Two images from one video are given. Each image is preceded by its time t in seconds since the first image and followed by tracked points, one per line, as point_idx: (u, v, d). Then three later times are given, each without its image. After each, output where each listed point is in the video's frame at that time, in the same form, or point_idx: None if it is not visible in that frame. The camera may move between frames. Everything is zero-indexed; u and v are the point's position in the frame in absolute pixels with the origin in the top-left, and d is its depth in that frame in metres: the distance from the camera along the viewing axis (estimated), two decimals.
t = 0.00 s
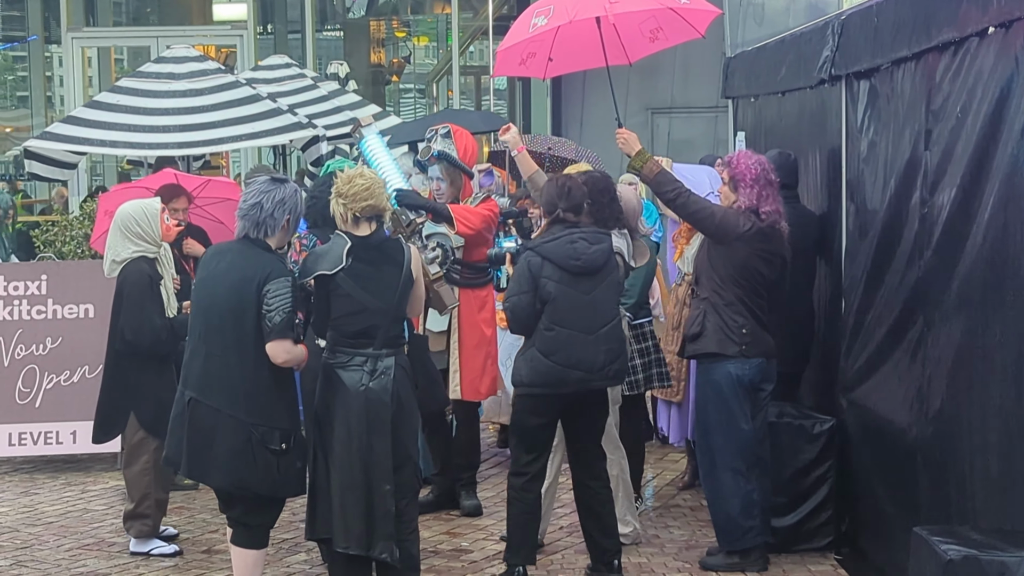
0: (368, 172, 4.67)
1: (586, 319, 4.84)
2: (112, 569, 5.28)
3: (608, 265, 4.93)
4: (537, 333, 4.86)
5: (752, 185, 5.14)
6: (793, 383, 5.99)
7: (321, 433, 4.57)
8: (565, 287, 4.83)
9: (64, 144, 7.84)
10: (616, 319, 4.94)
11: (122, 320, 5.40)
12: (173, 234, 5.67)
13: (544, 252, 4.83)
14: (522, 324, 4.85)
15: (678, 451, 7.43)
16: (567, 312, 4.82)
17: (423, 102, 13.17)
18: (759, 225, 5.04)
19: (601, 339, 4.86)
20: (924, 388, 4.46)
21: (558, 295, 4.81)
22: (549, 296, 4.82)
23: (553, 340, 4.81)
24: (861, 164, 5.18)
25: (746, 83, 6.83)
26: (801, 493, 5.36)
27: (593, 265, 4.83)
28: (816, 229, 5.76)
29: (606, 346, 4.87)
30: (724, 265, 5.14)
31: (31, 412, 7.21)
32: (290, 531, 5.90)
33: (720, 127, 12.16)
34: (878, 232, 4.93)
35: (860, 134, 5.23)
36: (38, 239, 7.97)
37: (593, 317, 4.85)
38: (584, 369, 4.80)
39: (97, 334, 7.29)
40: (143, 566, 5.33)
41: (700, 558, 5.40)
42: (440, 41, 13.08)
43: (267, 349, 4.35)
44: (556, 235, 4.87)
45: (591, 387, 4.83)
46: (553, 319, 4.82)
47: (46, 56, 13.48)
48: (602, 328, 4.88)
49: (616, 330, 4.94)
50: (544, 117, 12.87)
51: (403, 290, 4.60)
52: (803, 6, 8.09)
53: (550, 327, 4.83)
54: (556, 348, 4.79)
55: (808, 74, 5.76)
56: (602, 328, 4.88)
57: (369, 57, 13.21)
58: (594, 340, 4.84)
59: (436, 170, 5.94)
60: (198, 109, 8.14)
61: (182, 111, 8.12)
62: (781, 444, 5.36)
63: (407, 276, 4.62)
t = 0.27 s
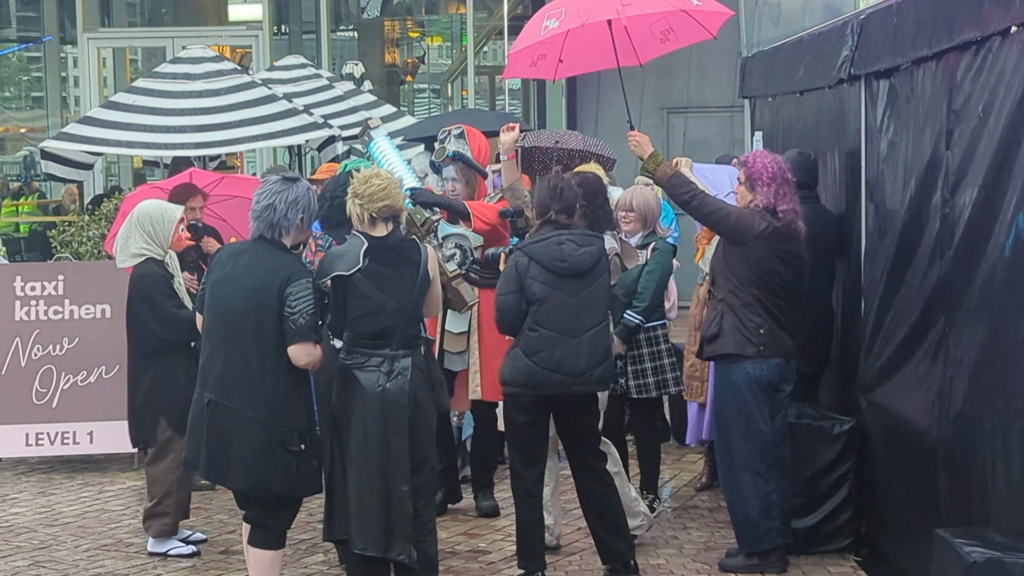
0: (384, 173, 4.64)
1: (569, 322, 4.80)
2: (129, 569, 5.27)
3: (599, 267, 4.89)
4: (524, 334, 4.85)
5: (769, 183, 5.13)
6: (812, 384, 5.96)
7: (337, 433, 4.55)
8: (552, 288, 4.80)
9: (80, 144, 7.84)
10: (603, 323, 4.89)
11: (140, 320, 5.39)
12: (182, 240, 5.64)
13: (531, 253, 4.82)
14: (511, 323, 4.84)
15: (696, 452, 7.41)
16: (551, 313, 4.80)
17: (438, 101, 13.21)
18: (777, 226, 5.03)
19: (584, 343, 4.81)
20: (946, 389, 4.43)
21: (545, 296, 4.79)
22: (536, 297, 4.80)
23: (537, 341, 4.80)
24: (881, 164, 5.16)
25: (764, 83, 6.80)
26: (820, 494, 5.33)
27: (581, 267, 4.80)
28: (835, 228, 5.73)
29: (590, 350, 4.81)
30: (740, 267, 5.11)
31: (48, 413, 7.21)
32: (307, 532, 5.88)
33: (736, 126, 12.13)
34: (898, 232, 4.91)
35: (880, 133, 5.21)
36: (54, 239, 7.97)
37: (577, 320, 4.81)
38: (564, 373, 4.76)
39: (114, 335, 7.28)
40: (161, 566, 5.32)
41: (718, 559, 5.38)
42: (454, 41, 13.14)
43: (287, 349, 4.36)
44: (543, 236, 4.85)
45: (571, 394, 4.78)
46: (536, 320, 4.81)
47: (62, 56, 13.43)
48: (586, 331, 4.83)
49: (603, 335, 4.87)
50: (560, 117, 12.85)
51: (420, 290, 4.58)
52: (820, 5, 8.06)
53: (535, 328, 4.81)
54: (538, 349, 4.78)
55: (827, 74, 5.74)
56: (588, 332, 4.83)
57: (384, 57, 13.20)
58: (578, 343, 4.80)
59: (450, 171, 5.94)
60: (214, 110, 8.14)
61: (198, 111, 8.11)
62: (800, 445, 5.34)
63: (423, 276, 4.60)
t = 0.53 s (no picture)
0: (405, 172, 4.61)
1: (578, 322, 4.74)
2: (149, 570, 5.25)
3: (607, 265, 4.83)
4: (532, 334, 4.78)
5: (786, 181, 5.08)
6: (833, 385, 5.93)
7: (357, 434, 4.53)
8: (561, 288, 4.73)
9: (97, 144, 7.83)
10: (612, 324, 4.83)
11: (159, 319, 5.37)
12: (194, 241, 5.57)
13: (539, 252, 4.75)
14: (518, 324, 4.77)
15: (714, 453, 7.37)
16: (560, 314, 4.73)
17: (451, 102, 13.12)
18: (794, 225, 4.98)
19: (594, 343, 4.75)
20: (973, 390, 4.40)
21: (554, 296, 4.72)
22: (545, 296, 4.72)
23: (545, 342, 4.73)
24: (905, 163, 5.12)
25: (783, 82, 6.77)
26: (842, 495, 5.31)
27: (590, 266, 4.73)
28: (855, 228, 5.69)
29: (598, 351, 4.75)
30: (759, 268, 5.08)
31: (65, 413, 7.18)
32: (327, 533, 5.86)
33: (753, 126, 12.08)
34: (922, 233, 4.88)
35: (903, 132, 5.18)
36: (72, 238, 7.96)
37: (586, 320, 4.75)
38: (574, 373, 4.70)
39: (131, 335, 7.28)
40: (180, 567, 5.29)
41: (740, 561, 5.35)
42: (468, 41, 13.15)
43: (304, 345, 4.32)
44: (553, 236, 4.77)
45: (583, 395, 4.73)
46: (546, 320, 4.74)
47: (76, 56, 13.44)
48: (596, 331, 4.77)
49: (612, 335, 4.82)
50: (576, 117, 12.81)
51: (441, 290, 4.55)
52: (839, 4, 8.01)
53: (543, 328, 4.75)
54: (547, 349, 4.72)
55: (848, 73, 5.70)
56: (598, 333, 4.77)
57: (398, 57, 13.16)
58: (587, 344, 4.73)
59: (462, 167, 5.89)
60: (231, 109, 8.12)
61: (215, 111, 8.09)
62: (823, 446, 5.31)
63: (444, 276, 4.57)
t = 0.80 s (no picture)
0: (428, 168, 4.55)
1: (612, 320, 4.69)
2: (170, 571, 5.21)
3: (636, 264, 4.81)
4: (563, 335, 4.72)
5: (806, 179, 5.01)
6: (858, 384, 5.88)
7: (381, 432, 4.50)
8: (594, 288, 4.68)
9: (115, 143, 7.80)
10: (642, 322, 4.81)
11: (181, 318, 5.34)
12: (212, 239, 5.45)
13: (570, 252, 4.68)
14: (547, 326, 4.70)
15: (737, 452, 7.33)
16: (594, 314, 4.68)
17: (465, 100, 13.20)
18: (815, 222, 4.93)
19: (627, 340, 4.72)
20: (1003, 389, 4.36)
21: (588, 296, 4.66)
22: (579, 296, 4.67)
23: (578, 342, 4.68)
24: (933, 161, 5.07)
25: (805, 79, 6.72)
26: (869, 496, 5.26)
27: (620, 264, 4.69)
28: (879, 226, 5.65)
29: (632, 349, 4.72)
30: (781, 267, 5.02)
31: (84, 412, 7.16)
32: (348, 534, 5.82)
33: (771, 125, 12.02)
34: (950, 230, 4.83)
35: (930, 129, 5.13)
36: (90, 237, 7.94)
37: (619, 318, 4.71)
38: (610, 373, 4.65)
39: (150, 334, 7.24)
40: (203, 567, 5.26)
41: (765, 562, 5.30)
42: (483, 39, 13.14)
43: (318, 335, 4.36)
44: (583, 235, 4.72)
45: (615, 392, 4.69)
46: (579, 320, 4.68)
47: (90, 55, 13.51)
48: (628, 329, 4.74)
49: (643, 332, 4.80)
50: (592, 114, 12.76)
51: (465, 289, 4.50)
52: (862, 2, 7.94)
53: (577, 328, 4.68)
54: (581, 350, 4.66)
55: (873, 70, 5.66)
56: (630, 331, 4.74)
57: (412, 56, 13.18)
58: (620, 342, 4.69)
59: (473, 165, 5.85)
60: (248, 107, 8.09)
61: (232, 109, 8.06)
62: (849, 446, 5.26)
63: (468, 275, 4.53)
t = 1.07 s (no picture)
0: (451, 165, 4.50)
1: (644, 312, 4.66)
2: (190, 570, 5.18)
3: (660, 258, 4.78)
4: (594, 329, 4.67)
5: (828, 176, 4.96)
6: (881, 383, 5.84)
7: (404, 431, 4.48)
8: (626, 279, 4.64)
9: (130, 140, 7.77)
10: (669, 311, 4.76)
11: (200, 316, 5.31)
12: (230, 238, 5.47)
13: (601, 245, 4.65)
14: (579, 321, 4.65)
15: (756, 451, 7.29)
16: (627, 306, 4.64)
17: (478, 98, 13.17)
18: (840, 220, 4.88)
19: (659, 332, 4.69)
20: None
21: (621, 288, 4.63)
22: (612, 288, 4.63)
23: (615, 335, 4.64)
24: (960, 158, 5.03)
25: (825, 75, 6.69)
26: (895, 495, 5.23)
27: (649, 256, 4.68)
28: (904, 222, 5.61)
29: (664, 340, 4.70)
30: (805, 264, 4.96)
31: (100, 411, 7.12)
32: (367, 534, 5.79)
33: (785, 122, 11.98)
34: (977, 228, 4.80)
35: (956, 126, 5.09)
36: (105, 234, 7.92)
37: (649, 310, 4.67)
38: (645, 364, 4.63)
39: (167, 332, 7.21)
40: (222, 566, 5.22)
41: (790, 561, 5.26)
42: (495, 37, 13.14)
43: (331, 328, 4.39)
44: (610, 226, 4.70)
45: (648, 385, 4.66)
46: (614, 313, 4.64)
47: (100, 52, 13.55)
48: (658, 320, 4.70)
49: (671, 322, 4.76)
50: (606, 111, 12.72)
51: (490, 287, 4.46)
52: None
53: (611, 321, 4.64)
54: (618, 343, 4.62)
55: (896, 66, 5.62)
56: (660, 322, 4.71)
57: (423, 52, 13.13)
58: (652, 334, 4.66)
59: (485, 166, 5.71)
60: (263, 104, 8.06)
61: (248, 106, 8.03)
62: (874, 444, 5.23)
63: (494, 272, 4.48)
